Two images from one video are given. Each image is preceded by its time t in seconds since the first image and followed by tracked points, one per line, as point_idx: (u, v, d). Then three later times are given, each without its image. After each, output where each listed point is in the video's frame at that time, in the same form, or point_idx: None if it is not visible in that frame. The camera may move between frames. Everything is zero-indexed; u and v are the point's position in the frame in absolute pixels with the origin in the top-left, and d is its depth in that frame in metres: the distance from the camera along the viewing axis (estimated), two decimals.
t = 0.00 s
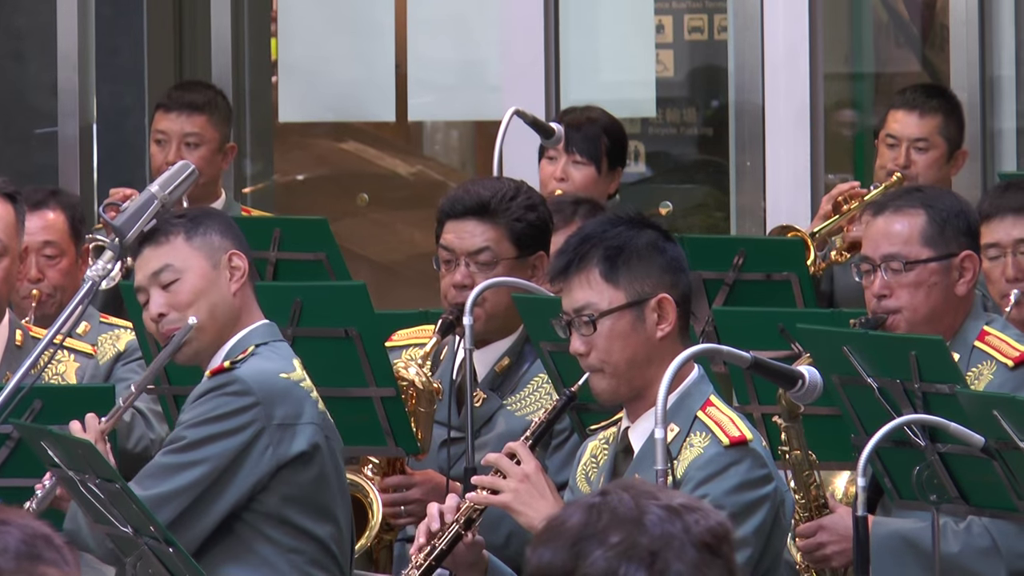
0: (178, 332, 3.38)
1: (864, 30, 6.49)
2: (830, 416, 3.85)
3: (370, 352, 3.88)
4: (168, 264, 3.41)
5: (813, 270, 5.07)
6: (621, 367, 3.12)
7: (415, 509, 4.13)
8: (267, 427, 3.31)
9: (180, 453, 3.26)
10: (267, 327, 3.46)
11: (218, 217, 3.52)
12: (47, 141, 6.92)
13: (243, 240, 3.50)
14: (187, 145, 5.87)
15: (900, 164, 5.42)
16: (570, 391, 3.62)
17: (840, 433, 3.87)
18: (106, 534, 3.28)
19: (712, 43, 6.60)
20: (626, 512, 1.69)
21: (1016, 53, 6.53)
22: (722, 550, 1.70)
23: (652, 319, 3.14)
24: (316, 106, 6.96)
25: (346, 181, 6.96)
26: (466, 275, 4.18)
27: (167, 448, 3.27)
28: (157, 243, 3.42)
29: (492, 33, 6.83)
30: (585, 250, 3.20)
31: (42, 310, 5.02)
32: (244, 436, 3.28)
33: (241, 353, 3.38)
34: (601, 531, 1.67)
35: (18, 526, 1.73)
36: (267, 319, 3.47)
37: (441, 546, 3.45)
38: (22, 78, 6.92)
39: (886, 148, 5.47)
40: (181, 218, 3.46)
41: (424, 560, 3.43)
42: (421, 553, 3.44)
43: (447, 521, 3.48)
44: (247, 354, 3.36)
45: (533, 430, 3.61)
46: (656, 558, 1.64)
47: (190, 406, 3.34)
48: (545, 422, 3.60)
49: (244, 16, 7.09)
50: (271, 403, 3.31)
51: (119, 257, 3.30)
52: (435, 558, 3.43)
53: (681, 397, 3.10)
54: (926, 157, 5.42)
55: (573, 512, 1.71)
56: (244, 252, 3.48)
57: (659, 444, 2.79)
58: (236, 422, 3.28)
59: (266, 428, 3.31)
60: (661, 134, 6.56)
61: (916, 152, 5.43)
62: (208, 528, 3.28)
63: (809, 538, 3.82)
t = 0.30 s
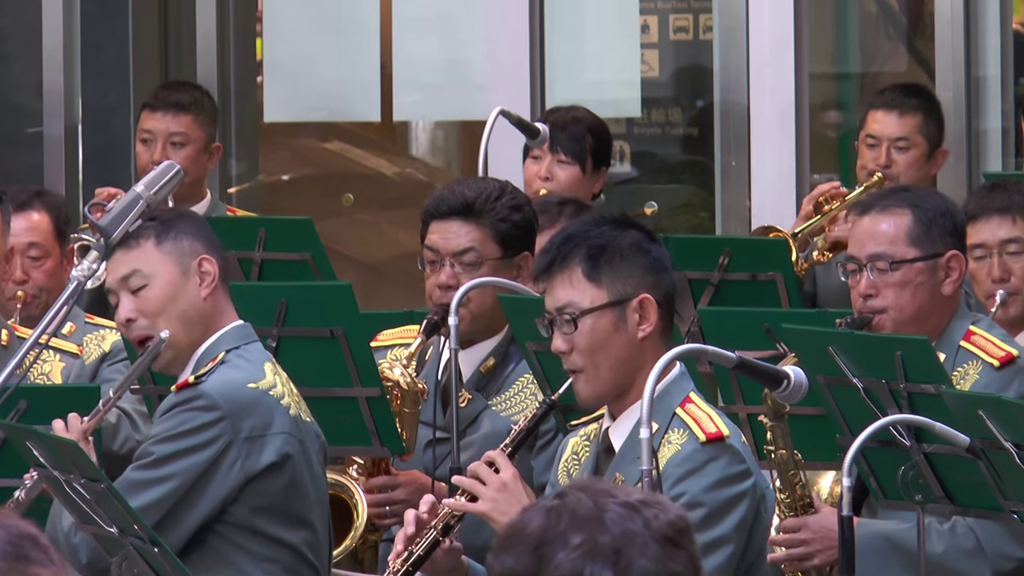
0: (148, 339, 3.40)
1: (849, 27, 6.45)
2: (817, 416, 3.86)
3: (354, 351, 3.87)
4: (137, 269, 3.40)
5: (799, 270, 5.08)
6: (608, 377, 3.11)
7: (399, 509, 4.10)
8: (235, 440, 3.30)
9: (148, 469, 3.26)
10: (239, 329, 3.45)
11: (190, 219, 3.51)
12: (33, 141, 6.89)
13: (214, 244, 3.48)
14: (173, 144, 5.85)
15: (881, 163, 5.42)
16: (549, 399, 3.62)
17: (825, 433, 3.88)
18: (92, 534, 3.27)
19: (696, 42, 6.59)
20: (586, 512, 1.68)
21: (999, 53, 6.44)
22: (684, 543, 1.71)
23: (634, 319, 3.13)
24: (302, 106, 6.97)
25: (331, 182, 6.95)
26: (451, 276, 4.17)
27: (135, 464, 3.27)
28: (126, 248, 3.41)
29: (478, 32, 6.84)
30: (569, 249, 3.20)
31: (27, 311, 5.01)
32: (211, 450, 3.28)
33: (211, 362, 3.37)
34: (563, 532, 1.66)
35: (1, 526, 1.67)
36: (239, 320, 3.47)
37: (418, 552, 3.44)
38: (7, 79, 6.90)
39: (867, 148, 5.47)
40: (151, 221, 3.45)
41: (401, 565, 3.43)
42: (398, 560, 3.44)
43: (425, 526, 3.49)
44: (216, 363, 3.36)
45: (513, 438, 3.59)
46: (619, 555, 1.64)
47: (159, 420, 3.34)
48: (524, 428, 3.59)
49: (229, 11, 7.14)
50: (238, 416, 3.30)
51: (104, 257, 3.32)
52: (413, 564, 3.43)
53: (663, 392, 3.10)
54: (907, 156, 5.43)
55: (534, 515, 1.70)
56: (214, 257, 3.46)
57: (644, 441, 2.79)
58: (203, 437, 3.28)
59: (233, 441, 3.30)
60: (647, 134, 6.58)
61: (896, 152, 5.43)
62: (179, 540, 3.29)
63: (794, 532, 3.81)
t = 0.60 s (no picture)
0: (131, 350, 3.39)
1: (837, 31, 6.45)
2: (802, 416, 3.87)
3: (342, 351, 3.86)
4: (118, 280, 3.39)
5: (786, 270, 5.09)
6: (584, 372, 3.11)
7: (386, 511, 4.09)
8: (227, 454, 3.29)
9: (142, 485, 3.25)
10: (221, 334, 3.44)
11: (166, 224, 3.50)
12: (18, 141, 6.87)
13: (192, 248, 3.49)
14: (160, 144, 5.85)
15: (865, 163, 5.42)
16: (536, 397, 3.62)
17: (811, 434, 3.89)
18: (79, 535, 3.26)
19: (684, 43, 6.58)
20: (556, 513, 1.68)
21: (986, 54, 6.51)
22: (655, 541, 1.70)
23: (612, 321, 3.13)
24: (290, 107, 6.96)
25: (319, 183, 6.98)
26: (438, 276, 4.17)
27: (129, 481, 3.25)
28: (105, 258, 3.40)
29: (465, 34, 6.83)
30: (541, 256, 3.19)
31: (15, 311, 5.00)
32: (205, 465, 3.27)
33: (197, 370, 3.36)
34: (534, 534, 1.66)
35: None
36: (220, 325, 3.46)
37: (407, 554, 3.44)
38: None
39: (850, 148, 5.47)
40: (128, 230, 3.43)
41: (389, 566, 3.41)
42: (387, 561, 3.42)
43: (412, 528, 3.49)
44: (201, 372, 3.35)
45: (498, 436, 3.59)
46: (591, 555, 1.64)
47: (147, 434, 3.32)
48: (511, 427, 3.59)
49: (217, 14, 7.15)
50: (230, 429, 3.30)
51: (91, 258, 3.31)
52: (401, 566, 3.42)
53: (646, 395, 3.10)
54: (890, 156, 5.44)
55: (504, 518, 1.70)
56: (194, 263, 3.46)
57: (632, 443, 2.79)
58: (196, 452, 3.26)
59: (226, 455, 3.29)
60: (634, 134, 6.59)
61: (879, 151, 5.44)
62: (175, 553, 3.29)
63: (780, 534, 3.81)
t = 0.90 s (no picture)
0: (129, 359, 3.35)
1: (825, 28, 6.46)
2: (793, 416, 3.85)
3: (332, 351, 3.86)
4: (114, 290, 3.36)
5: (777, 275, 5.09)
6: (570, 374, 3.11)
7: (377, 510, 4.12)
8: (238, 465, 3.31)
9: (155, 499, 3.24)
10: (213, 339, 3.43)
11: (155, 230, 3.47)
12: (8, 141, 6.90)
13: (184, 253, 3.47)
14: (148, 143, 5.84)
15: (849, 162, 5.43)
16: (520, 401, 3.63)
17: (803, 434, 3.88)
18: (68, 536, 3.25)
19: (672, 42, 6.58)
20: (537, 512, 1.68)
21: (976, 53, 6.51)
22: (636, 538, 1.70)
23: (597, 323, 3.13)
24: (279, 106, 6.96)
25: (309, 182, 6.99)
26: (428, 276, 4.18)
27: (142, 494, 3.23)
28: (99, 267, 3.37)
29: (454, 34, 6.80)
30: (525, 258, 3.19)
31: (7, 312, 4.99)
32: (217, 478, 3.28)
33: (197, 378, 3.35)
34: (515, 534, 1.66)
35: None
36: (212, 330, 3.45)
37: (400, 560, 3.43)
38: None
39: (833, 148, 5.48)
40: (120, 238, 3.40)
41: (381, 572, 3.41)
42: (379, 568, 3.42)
43: (404, 535, 3.47)
44: (205, 381, 3.33)
45: (485, 440, 3.59)
46: (572, 554, 1.64)
47: (155, 447, 3.29)
48: (496, 430, 3.59)
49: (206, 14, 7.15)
50: (240, 440, 3.31)
51: (82, 258, 3.38)
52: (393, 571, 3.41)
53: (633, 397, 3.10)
54: (874, 155, 5.44)
55: (485, 518, 1.70)
56: (187, 268, 3.45)
57: (621, 442, 2.78)
58: (209, 466, 3.26)
59: (236, 467, 3.30)
60: (622, 134, 6.56)
61: (863, 150, 5.44)
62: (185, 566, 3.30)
63: (772, 535, 3.82)
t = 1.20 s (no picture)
0: (123, 360, 3.34)
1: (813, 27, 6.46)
2: (778, 415, 3.86)
3: (319, 351, 3.86)
4: (110, 290, 3.35)
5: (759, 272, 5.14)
6: (556, 373, 3.11)
7: (361, 507, 4.12)
8: (234, 469, 3.31)
9: (151, 502, 3.23)
10: (207, 341, 3.43)
11: (150, 231, 3.46)
12: None
13: (179, 254, 3.46)
14: (135, 143, 5.83)
15: (829, 164, 5.44)
16: (507, 398, 3.64)
17: (788, 433, 3.88)
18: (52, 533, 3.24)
19: (658, 42, 6.58)
20: (520, 512, 1.68)
21: (962, 54, 6.46)
22: (620, 538, 1.70)
23: (583, 322, 3.12)
24: (266, 105, 6.94)
25: (294, 181, 7.02)
26: (412, 275, 4.17)
27: (138, 497, 3.22)
28: (95, 267, 3.36)
29: (439, 32, 6.78)
30: (511, 259, 3.19)
31: None
32: (213, 481, 3.27)
33: (193, 379, 3.35)
34: (499, 533, 1.65)
35: None
36: (206, 331, 3.45)
37: (383, 560, 3.43)
38: None
39: (813, 151, 5.49)
40: (116, 238, 3.39)
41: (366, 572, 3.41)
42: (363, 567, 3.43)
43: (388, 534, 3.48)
44: (201, 383, 3.33)
45: (471, 439, 3.58)
46: (556, 553, 1.64)
47: (150, 449, 3.28)
48: (482, 429, 3.58)
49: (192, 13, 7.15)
50: (237, 443, 3.31)
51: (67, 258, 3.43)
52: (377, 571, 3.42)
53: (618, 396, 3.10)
54: (853, 156, 5.46)
55: (468, 518, 1.69)
56: (182, 269, 3.44)
57: (608, 441, 2.78)
58: (206, 469, 3.26)
59: (233, 470, 3.30)
60: (608, 133, 6.58)
61: (842, 152, 5.46)
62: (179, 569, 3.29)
63: (758, 536, 3.82)
